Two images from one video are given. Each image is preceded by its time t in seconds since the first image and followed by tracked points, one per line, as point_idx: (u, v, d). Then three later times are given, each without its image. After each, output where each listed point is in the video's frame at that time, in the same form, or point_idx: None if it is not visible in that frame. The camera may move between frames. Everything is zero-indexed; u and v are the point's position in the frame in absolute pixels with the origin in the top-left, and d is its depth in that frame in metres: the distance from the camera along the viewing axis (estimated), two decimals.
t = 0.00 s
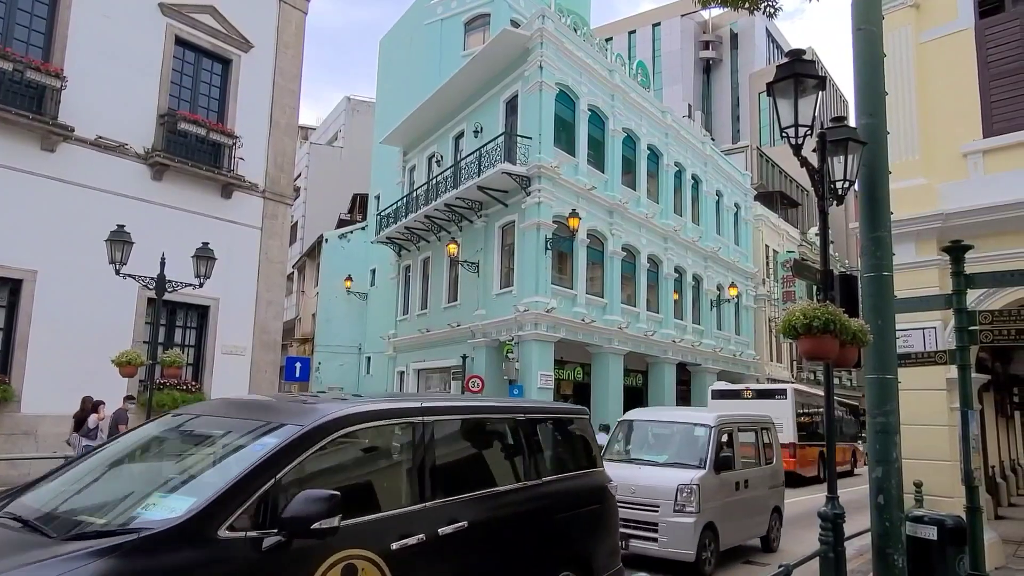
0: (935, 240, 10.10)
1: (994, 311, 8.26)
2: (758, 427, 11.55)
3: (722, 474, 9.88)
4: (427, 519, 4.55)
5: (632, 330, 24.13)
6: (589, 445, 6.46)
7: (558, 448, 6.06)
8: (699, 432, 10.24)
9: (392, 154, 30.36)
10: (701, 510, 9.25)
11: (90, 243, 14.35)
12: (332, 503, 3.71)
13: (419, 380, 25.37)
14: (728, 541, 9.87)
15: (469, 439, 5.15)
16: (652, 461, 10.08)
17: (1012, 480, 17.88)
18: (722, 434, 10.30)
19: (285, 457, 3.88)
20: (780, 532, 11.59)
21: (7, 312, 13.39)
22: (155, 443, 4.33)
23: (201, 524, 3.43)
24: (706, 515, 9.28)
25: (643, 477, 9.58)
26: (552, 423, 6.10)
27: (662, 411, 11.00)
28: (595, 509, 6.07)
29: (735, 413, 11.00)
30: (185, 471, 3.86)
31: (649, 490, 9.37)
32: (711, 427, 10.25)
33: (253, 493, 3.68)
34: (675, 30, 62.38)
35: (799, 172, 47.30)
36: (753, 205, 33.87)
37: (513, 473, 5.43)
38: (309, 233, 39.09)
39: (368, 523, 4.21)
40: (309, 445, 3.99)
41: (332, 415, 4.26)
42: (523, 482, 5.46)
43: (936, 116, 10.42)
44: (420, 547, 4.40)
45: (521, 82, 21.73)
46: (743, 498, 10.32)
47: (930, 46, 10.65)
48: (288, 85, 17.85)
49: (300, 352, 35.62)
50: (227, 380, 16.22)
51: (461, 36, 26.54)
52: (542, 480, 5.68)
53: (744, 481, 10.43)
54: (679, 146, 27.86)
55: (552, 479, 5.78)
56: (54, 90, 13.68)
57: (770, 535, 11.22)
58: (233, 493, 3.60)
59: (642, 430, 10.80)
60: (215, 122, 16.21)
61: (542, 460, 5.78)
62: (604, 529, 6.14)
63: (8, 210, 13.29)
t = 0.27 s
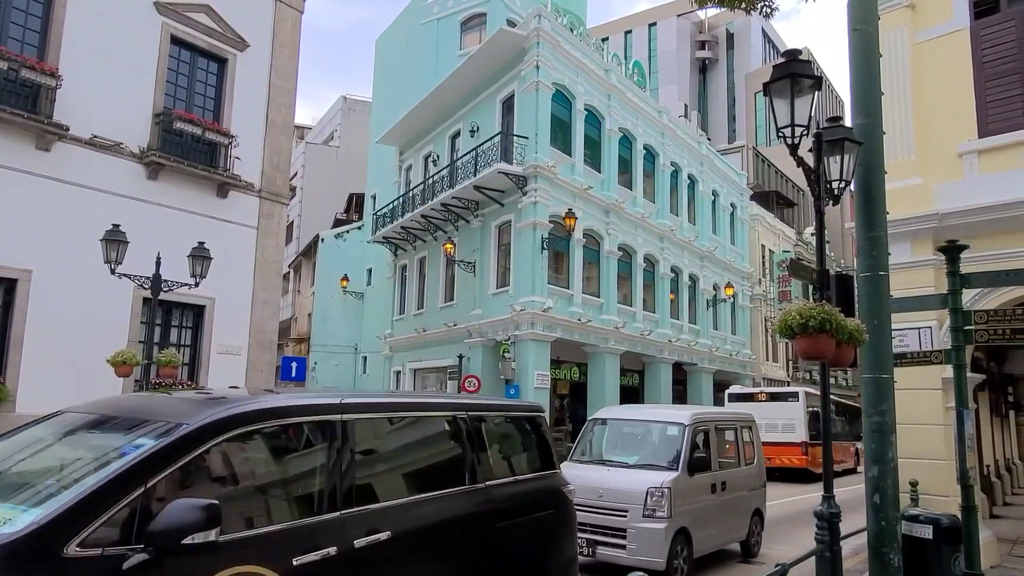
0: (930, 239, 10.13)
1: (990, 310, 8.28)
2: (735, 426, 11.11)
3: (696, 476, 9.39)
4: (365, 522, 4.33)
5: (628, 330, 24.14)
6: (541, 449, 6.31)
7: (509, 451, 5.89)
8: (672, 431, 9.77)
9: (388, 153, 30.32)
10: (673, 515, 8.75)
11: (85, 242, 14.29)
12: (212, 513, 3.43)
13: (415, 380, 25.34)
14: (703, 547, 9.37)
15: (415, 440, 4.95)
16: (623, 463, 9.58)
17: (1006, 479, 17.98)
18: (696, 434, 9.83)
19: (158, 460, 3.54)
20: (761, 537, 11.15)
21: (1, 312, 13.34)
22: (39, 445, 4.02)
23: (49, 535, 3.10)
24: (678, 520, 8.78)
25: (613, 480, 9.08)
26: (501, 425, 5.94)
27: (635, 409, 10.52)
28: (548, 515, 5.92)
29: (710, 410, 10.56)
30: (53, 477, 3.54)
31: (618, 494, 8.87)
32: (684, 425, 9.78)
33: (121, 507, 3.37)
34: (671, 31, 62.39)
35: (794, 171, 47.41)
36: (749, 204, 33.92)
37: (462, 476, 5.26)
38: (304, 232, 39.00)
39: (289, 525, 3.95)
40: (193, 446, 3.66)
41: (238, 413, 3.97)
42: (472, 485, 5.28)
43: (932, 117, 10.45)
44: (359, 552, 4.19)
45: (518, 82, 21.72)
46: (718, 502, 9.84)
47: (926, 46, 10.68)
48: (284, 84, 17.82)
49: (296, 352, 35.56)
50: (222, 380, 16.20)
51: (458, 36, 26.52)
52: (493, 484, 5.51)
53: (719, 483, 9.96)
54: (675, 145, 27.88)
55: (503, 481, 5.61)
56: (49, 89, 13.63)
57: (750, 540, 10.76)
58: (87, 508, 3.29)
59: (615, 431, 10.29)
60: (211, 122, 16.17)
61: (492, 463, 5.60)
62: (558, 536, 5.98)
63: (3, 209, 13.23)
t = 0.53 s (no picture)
0: (922, 239, 10.19)
1: (980, 310, 8.33)
2: (712, 423, 10.46)
3: (667, 478, 8.73)
4: (309, 528, 3.94)
5: (621, 330, 24.17)
6: (496, 448, 5.72)
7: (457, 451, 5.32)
8: (641, 430, 9.09)
9: (382, 152, 30.27)
10: (641, 520, 8.11)
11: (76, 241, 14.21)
12: (76, 528, 2.89)
13: (408, 379, 25.33)
14: (675, 554, 8.73)
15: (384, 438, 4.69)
16: (588, 464, 8.90)
17: (997, 478, 18.10)
18: (668, 432, 9.15)
19: (65, 442, 3.17)
20: (738, 540, 10.58)
21: None
22: None
23: None
24: (646, 525, 8.14)
25: (577, 482, 8.41)
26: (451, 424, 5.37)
27: (604, 406, 9.83)
28: (499, 521, 5.34)
29: (684, 407, 9.90)
30: None
31: (583, 497, 8.21)
32: (655, 424, 9.09)
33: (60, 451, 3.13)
34: (665, 30, 62.45)
35: (787, 171, 47.62)
36: (742, 204, 34.01)
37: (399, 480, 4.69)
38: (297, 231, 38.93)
39: (212, 534, 3.54)
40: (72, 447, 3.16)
41: (226, 400, 3.83)
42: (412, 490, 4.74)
43: (924, 117, 10.50)
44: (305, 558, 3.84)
45: (511, 81, 21.72)
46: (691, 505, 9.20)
47: (917, 48, 10.74)
48: (276, 83, 17.76)
49: (289, 352, 35.50)
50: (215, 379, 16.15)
51: (451, 35, 26.49)
52: (436, 488, 4.95)
53: (692, 485, 9.34)
54: (669, 146, 27.94)
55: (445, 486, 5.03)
56: (40, 86, 13.55)
57: (726, 543, 10.23)
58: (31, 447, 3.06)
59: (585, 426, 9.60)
60: (203, 120, 16.10)
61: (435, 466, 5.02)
62: (511, 546, 5.40)
63: None
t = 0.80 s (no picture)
0: (911, 238, 10.24)
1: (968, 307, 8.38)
2: (685, 420, 10.06)
3: (636, 478, 8.31)
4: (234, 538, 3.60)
5: (612, 328, 24.21)
6: (454, 449, 5.45)
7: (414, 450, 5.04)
8: (608, 428, 8.65)
9: (372, 151, 30.19)
10: (607, 523, 7.70)
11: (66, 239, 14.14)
12: None
13: (400, 378, 25.28)
14: (644, 558, 8.37)
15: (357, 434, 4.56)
16: (554, 464, 8.46)
17: (985, 474, 18.29)
18: (637, 430, 8.72)
19: None
20: (713, 542, 10.26)
21: None
22: None
23: None
24: (613, 528, 7.73)
25: (541, 484, 7.97)
26: (411, 421, 5.09)
27: (572, 403, 9.38)
28: (453, 525, 5.08)
29: (653, 403, 9.49)
30: None
31: (546, 500, 7.80)
32: (623, 422, 8.66)
33: (40, 427, 3.03)
34: (656, 30, 62.58)
35: (777, 170, 47.87)
36: (733, 203, 34.13)
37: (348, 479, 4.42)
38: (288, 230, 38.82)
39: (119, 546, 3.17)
40: None
41: (219, 396, 3.78)
42: (364, 492, 4.48)
43: (913, 116, 10.55)
44: (272, 561, 3.71)
45: (502, 80, 21.71)
46: (661, 507, 8.81)
47: (906, 47, 10.79)
48: (266, 80, 17.69)
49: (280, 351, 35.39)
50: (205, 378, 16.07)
51: (442, 34, 26.44)
52: (381, 493, 4.60)
53: (663, 486, 8.96)
54: (659, 144, 28.00)
55: (398, 488, 4.75)
56: (27, 83, 13.42)
57: (702, 545, 9.93)
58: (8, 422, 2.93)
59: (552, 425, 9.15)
60: (193, 118, 16.00)
61: (388, 466, 4.76)
62: (464, 552, 5.13)
63: None
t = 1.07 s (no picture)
0: (899, 237, 10.30)
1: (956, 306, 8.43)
2: (665, 418, 9.98)
3: (612, 479, 8.26)
4: (186, 542, 3.47)
5: (603, 327, 24.24)
6: (426, 450, 5.31)
7: (376, 452, 4.85)
8: (585, 427, 8.57)
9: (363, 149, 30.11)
10: (582, 525, 7.60)
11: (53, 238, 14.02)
12: None
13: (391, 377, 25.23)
14: (621, 561, 8.29)
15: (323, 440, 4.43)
16: (529, 465, 8.37)
17: (973, 471, 18.46)
18: (613, 429, 8.65)
19: None
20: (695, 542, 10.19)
21: None
22: None
23: None
24: (588, 531, 7.63)
25: (513, 485, 7.88)
26: (390, 421, 5.05)
27: (551, 401, 9.25)
28: (417, 530, 4.91)
29: (632, 402, 9.43)
30: None
31: (518, 503, 7.69)
32: (600, 421, 8.58)
33: None
34: (646, 28, 62.59)
35: (767, 170, 48.08)
36: (723, 202, 34.24)
37: (304, 485, 4.23)
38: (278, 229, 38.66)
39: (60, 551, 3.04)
40: None
41: (203, 393, 3.79)
42: (323, 496, 4.31)
43: (901, 115, 10.61)
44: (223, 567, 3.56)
45: (493, 79, 21.70)
46: (639, 507, 8.73)
47: (894, 47, 10.85)
48: (256, 78, 17.61)
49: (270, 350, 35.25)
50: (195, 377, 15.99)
51: (433, 32, 26.38)
52: (336, 496, 4.41)
53: (642, 486, 8.87)
54: (650, 144, 28.06)
55: (356, 492, 4.57)
56: (14, 80, 13.31)
57: (683, 546, 9.80)
58: None
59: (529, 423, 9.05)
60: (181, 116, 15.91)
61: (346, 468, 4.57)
62: (427, 557, 4.97)
63: None
